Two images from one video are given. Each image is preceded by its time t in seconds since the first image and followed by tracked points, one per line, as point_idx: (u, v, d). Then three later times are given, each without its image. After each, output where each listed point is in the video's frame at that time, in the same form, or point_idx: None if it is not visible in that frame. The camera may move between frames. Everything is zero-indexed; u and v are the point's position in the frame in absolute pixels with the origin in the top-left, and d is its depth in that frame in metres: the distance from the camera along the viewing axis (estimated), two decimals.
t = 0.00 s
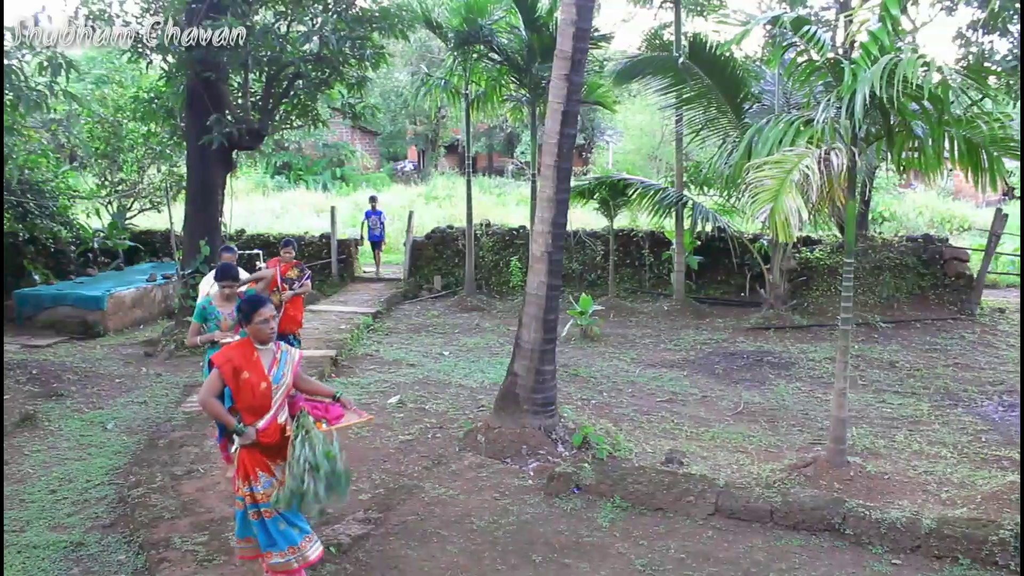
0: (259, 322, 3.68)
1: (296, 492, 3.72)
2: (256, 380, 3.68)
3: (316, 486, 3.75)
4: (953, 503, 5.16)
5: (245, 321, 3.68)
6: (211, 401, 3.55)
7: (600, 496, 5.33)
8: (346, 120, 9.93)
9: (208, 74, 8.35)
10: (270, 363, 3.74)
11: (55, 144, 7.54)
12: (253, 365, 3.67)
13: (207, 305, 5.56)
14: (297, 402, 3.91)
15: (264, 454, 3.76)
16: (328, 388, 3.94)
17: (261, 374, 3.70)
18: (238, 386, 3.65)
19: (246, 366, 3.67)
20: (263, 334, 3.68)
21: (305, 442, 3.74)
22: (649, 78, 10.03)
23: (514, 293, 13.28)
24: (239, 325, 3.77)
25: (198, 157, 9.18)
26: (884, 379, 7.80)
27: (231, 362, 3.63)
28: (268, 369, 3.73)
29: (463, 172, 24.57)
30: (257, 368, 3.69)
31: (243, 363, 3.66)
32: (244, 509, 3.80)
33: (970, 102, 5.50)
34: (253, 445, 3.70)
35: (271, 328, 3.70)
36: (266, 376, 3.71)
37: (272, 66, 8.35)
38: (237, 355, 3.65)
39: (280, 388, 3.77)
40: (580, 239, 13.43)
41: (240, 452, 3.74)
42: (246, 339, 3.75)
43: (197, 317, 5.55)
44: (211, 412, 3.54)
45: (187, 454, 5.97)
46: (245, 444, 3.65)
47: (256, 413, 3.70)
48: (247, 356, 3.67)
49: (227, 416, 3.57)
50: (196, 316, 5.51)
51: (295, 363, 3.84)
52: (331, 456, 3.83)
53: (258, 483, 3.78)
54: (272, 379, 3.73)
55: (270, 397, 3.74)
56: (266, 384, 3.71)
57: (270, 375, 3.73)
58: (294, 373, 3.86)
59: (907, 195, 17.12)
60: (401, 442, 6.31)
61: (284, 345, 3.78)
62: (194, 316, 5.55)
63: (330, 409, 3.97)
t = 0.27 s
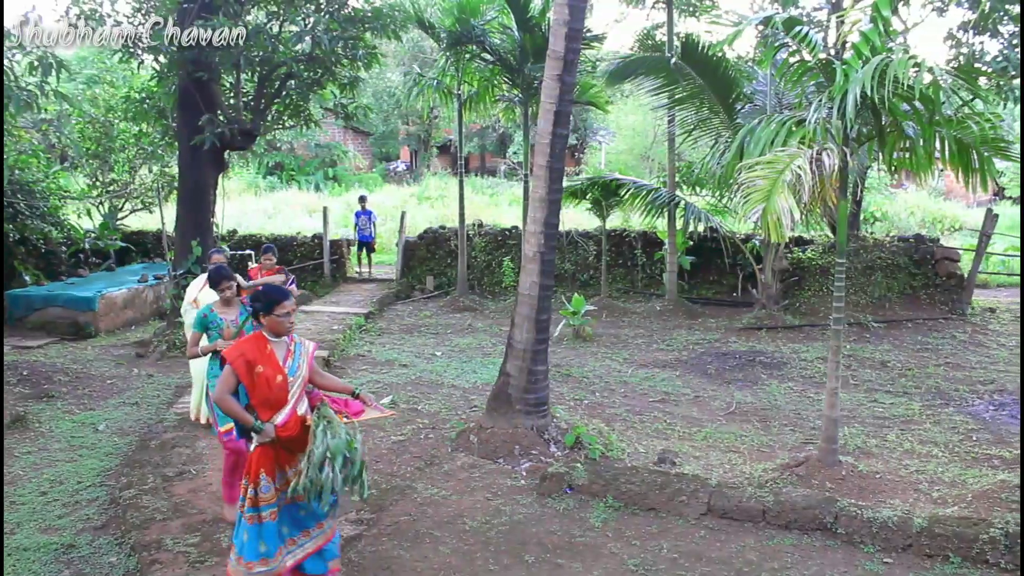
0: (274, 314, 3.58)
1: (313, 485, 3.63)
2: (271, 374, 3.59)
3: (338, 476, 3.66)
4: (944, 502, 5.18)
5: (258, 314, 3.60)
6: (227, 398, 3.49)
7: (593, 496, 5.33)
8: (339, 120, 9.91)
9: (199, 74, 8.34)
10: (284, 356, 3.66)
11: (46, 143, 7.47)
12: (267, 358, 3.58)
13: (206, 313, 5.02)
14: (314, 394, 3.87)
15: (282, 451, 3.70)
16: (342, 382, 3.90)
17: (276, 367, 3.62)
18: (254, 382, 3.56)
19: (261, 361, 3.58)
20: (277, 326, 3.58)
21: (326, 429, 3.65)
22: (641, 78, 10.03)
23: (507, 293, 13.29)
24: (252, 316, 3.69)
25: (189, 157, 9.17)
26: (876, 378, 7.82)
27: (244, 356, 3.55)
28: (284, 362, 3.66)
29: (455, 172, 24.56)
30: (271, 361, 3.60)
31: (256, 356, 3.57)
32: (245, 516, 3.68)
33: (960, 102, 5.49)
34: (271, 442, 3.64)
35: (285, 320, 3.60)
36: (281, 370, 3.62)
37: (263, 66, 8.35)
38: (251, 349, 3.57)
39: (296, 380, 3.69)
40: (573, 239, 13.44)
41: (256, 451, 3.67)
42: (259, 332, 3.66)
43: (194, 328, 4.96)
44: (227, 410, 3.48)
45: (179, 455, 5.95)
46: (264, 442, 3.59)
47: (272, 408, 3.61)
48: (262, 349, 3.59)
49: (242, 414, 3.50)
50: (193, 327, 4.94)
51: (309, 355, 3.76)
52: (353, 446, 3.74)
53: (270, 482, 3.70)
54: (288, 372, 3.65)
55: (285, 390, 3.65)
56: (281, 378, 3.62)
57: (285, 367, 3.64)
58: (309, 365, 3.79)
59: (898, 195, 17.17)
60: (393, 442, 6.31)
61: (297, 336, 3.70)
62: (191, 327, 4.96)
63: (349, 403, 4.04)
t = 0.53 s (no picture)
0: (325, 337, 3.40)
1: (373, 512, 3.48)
2: (323, 399, 3.39)
3: (399, 504, 3.49)
4: (926, 499, 5.20)
5: (312, 338, 3.42)
6: (279, 425, 3.28)
7: (578, 495, 5.34)
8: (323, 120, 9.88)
9: (182, 74, 8.26)
10: (333, 379, 3.48)
11: (27, 143, 7.43)
12: (318, 382, 3.39)
13: (206, 326, 4.48)
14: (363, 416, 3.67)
15: (335, 477, 3.50)
16: (394, 400, 3.71)
17: (327, 391, 3.43)
18: (305, 407, 3.37)
19: (310, 385, 3.38)
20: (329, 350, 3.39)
21: (384, 454, 3.48)
22: (625, 78, 10.05)
23: (491, 293, 13.29)
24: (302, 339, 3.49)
25: (172, 157, 9.10)
26: (859, 377, 7.86)
27: (295, 381, 3.35)
28: (331, 386, 3.47)
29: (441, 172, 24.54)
30: (321, 385, 3.41)
31: (306, 381, 3.38)
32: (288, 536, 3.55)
33: (942, 103, 5.57)
34: (325, 468, 3.45)
35: (343, 346, 3.43)
36: (331, 393, 3.43)
37: (247, 65, 8.32)
38: (299, 374, 3.38)
39: (347, 404, 3.49)
40: (558, 238, 13.44)
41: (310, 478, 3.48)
42: (308, 354, 3.48)
43: (193, 344, 4.44)
44: (280, 438, 3.27)
45: (162, 457, 5.92)
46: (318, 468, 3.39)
47: (324, 433, 3.42)
48: (311, 373, 3.40)
49: (295, 440, 3.30)
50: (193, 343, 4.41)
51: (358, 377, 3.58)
52: (416, 472, 3.54)
53: (322, 508, 3.52)
54: (339, 396, 3.46)
55: (337, 415, 3.46)
56: (333, 402, 3.42)
57: (336, 391, 3.46)
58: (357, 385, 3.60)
59: (882, 194, 17.27)
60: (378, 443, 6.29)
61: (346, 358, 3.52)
62: (190, 343, 4.44)
63: (402, 420, 3.73)
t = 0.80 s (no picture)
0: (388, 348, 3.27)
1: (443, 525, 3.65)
2: (383, 412, 3.28)
3: (473, 530, 3.67)
4: (911, 496, 5.23)
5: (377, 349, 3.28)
6: (337, 437, 3.18)
7: (564, 494, 5.34)
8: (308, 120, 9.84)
9: (166, 73, 8.26)
10: (395, 391, 3.34)
11: (9, 144, 7.36)
12: (379, 395, 3.27)
13: (218, 331, 4.36)
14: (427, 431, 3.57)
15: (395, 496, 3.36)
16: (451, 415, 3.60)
17: (389, 405, 3.30)
18: (365, 419, 3.26)
19: (371, 398, 3.27)
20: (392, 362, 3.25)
21: (459, 482, 3.58)
22: (611, 78, 10.06)
23: (477, 293, 13.29)
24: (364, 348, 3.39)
25: (156, 157, 9.06)
26: (844, 375, 7.89)
27: (355, 392, 3.24)
28: (395, 399, 3.33)
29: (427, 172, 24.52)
30: (383, 398, 3.29)
31: (368, 393, 3.27)
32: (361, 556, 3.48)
33: (924, 103, 5.59)
34: (384, 485, 3.33)
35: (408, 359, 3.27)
36: (392, 406, 3.30)
37: (231, 65, 8.32)
38: (360, 385, 3.26)
39: (408, 418, 3.35)
40: (544, 238, 13.45)
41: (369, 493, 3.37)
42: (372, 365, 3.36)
43: (203, 349, 4.31)
44: (336, 450, 3.17)
45: (147, 458, 5.89)
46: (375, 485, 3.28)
47: (384, 447, 3.30)
48: (373, 384, 3.28)
49: (352, 454, 3.19)
50: (204, 348, 4.29)
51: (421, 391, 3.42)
52: (483, 497, 3.69)
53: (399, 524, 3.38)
54: (401, 410, 3.33)
55: (399, 430, 3.34)
56: (394, 416, 3.30)
57: (398, 404, 3.32)
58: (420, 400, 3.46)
59: (866, 193, 17.35)
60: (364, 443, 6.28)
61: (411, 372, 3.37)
62: (201, 348, 4.30)
63: (462, 437, 3.67)
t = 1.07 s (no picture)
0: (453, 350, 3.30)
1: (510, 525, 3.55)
2: (453, 416, 3.29)
3: (553, 527, 3.62)
4: (897, 494, 5.26)
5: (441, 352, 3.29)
6: (409, 444, 3.16)
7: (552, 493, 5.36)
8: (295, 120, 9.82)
9: (152, 72, 8.24)
10: (460, 393, 3.37)
11: None
12: (447, 398, 3.28)
13: (243, 323, 4.27)
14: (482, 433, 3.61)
15: (460, 500, 3.39)
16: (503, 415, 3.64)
17: (456, 408, 3.32)
18: (434, 424, 3.26)
19: (440, 402, 3.27)
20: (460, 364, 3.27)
21: (534, 482, 3.57)
22: (597, 77, 10.09)
23: (464, 292, 13.28)
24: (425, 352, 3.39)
25: (142, 158, 9.03)
26: (831, 374, 7.92)
27: (426, 396, 3.24)
28: (460, 402, 3.36)
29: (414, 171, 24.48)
30: (451, 401, 3.30)
31: (436, 397, 3.27)
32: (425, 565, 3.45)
33: (911, 102, 5.55)
34: (452, 490, 3.33)
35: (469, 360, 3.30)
36: (458, 408, 3.32)
37: (217, 64, 8.24)
38: (429, 389, 3.26)
39: (473, 421, 3.38)
40: (531, 237, 13.45)
41: (436, 501, 3.37)
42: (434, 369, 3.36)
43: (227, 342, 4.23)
44: (409, 455, 3.15)
45: (133, 460, 5.87)
46: (446, 490, 3.27)
47: (450, 452, 3.31)
48: (440, 388, 3.29)
49: (426, 460, 3.17)
50: (227, 341, 4.21)
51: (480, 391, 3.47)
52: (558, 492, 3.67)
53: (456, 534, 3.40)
54: (467, 412, 3.36)
55: (465, 434, 3.36)
56: (463, 420, 3.32)
57: (465, 407, 3.35)
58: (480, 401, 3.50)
59: (852, 193, 17.44)
60: (351, 444, 6.26)
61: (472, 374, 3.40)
62: (225, 341, 4.23)
63: (513, 437, 3.72)
